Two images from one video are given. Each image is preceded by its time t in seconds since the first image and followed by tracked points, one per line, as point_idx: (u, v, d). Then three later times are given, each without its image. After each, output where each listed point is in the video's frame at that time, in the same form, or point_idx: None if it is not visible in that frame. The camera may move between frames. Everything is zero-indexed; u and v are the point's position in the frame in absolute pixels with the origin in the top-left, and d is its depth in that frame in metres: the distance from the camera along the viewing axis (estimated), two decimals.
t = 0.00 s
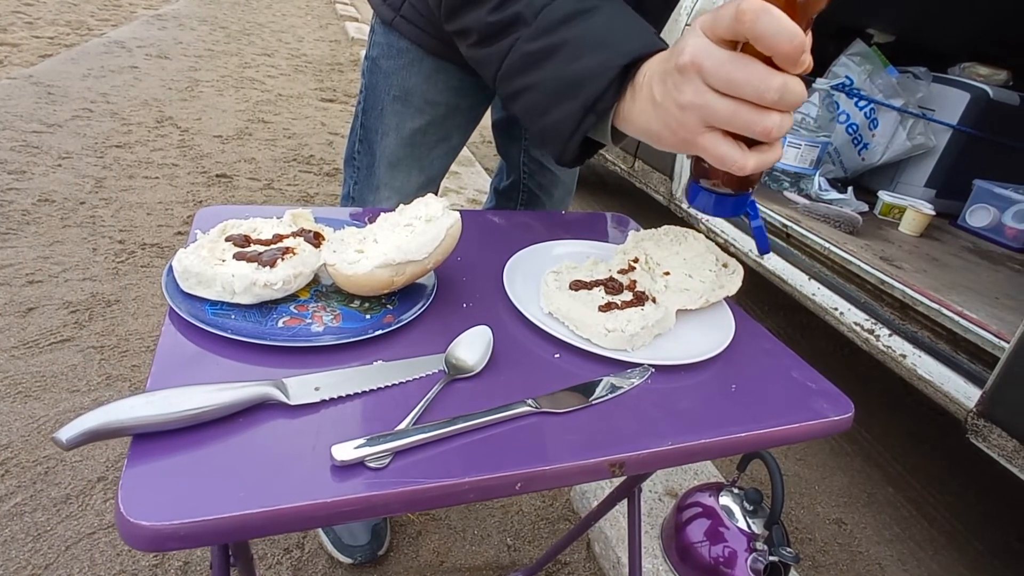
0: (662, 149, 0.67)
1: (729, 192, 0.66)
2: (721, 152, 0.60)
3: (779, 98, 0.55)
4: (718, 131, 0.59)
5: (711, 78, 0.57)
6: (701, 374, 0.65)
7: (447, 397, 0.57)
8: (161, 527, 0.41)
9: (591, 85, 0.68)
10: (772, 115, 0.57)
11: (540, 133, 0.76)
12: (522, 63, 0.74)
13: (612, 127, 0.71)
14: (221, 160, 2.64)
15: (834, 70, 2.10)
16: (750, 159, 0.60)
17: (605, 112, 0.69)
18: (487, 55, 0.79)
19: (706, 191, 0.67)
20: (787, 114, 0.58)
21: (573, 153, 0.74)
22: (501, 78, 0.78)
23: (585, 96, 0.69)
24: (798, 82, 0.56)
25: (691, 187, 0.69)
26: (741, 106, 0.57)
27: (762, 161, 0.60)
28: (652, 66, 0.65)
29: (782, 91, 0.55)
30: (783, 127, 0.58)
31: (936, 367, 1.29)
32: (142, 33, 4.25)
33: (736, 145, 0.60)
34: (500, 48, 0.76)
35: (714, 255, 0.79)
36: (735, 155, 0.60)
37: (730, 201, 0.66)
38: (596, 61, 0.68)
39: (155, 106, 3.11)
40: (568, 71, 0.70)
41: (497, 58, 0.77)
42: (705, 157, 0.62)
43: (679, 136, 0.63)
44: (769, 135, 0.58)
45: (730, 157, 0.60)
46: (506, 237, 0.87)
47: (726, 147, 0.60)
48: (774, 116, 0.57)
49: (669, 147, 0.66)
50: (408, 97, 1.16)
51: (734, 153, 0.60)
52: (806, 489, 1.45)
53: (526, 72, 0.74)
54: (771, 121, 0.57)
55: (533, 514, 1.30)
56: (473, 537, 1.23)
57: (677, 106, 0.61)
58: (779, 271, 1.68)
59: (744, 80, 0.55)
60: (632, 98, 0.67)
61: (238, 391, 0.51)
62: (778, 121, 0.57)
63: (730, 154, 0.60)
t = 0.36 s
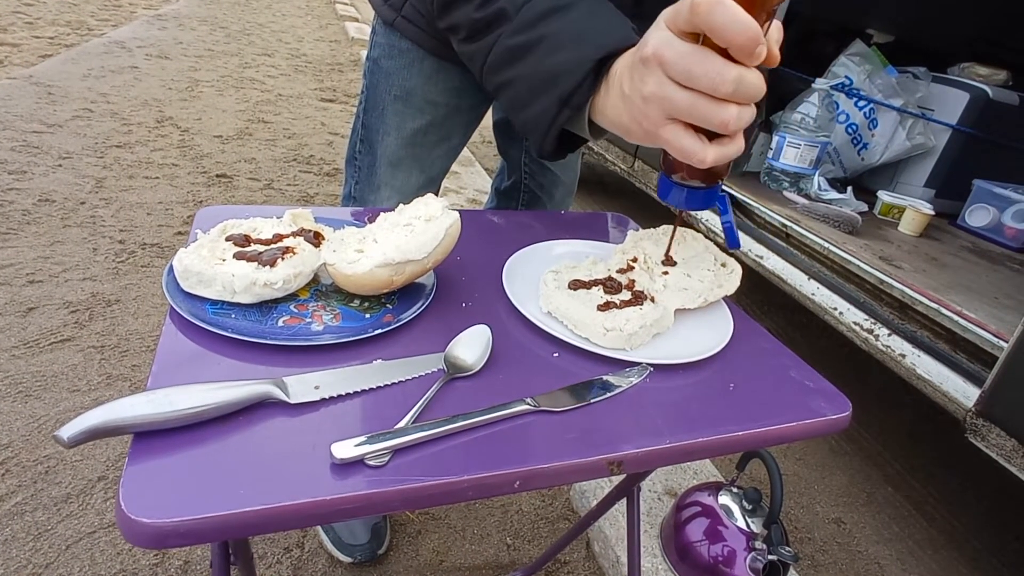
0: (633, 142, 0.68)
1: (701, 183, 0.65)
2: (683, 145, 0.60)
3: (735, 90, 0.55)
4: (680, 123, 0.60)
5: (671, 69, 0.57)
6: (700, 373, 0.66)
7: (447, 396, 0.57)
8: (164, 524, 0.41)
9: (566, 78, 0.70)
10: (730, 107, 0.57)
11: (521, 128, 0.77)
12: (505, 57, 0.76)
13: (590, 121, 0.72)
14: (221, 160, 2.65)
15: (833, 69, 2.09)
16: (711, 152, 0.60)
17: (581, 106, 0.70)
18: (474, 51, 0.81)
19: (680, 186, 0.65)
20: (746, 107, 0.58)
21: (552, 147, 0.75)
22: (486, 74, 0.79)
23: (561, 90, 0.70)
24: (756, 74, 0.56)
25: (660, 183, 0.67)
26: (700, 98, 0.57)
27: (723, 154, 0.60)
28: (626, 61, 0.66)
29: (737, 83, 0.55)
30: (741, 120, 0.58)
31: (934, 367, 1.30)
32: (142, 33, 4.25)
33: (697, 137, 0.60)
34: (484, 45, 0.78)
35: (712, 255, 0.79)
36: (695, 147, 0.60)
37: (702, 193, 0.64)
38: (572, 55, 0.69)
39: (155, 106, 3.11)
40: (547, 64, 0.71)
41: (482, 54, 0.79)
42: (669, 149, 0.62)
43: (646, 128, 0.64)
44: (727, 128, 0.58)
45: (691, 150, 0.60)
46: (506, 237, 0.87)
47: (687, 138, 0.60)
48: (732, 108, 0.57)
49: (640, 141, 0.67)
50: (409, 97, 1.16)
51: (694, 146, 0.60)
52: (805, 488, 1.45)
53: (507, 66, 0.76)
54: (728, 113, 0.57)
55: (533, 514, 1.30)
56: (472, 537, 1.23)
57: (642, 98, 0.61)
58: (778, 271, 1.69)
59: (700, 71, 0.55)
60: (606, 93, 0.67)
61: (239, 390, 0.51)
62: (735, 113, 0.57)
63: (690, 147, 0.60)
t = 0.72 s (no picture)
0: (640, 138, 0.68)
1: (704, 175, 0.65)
2: (688, 143, 0.61)
3: (736, 91, 0.56)
4: (684, 122, 0.61)
5: (676, 72, 0.58)
6: (699, 371, 0.66)
7: (448, 393, 0.58)
8: (167, 519, 0.42)
9: (578, 79, 0.70)
10: (731, 106, 0.58)
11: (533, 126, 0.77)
12: (516, 58, 0.76)
13: (601, 118, 0.72)
14: (221, 160, 2.65)
15: (832, 69, 2.10)
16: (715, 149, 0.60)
17: (593, 104, 0.70)
18: (485, 51, 0.80)
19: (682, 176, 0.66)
20: (748, 106, 0.59)
21: (564, 144, 0.75)
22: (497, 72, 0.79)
23: (573, 90, 0.71)
24: (757, 75, 0.56)
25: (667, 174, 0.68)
26: (704, 98, 0.58)
27: (727, 150, 0.61)
28: (631, 60, 0.66)
29: (738, 84, 0.56)
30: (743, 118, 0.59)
31: (933, 366, 1.30)
32: (142, 33, 4.25)
33: (701, 135, 0.61)
34: (497, 45, 0.78)
35: (711, 254, 0.79)
36: (699, 144, 0.61)
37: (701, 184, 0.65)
38: (583, 56, 0.69)
39: (155, 106, 3.12)
40: (558, 65, 0.71)
41: (494, 54, 0.79)
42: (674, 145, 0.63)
43: (651, 127, 0.64)
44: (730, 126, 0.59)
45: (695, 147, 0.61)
46: (506, 236, 0.88)
47: (692, 137, 0.61)
48: (733, 107, 0.58)
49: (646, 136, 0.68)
50: (412, 97, 1.17)
51: (699, 143, 0.61)
52: (804, 487, 1.45)
53: (518, 66, 0.76)
54: (730, 112, 0.58)
55: (533, 513, 1.31)
56: (473, 536, 1.24)
57: (648, 98, 0.62)
58: (778, 270, 1.68)
59: (704, 74, 0.56)
60: (614, 91, 0.68)
61: (242, 387, 0.51)
62: (738, 112, 0.58)
63: (695, 144, 0.61)
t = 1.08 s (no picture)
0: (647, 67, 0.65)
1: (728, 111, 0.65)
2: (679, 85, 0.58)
3: None
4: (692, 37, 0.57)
5: None
6: (700, 368, 0.66)
7: (450, 389, 0.58)
8: (172, 514, 0.42)
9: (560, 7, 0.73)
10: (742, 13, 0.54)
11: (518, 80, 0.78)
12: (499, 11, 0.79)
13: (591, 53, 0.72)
14: (222, 160, 2.65)
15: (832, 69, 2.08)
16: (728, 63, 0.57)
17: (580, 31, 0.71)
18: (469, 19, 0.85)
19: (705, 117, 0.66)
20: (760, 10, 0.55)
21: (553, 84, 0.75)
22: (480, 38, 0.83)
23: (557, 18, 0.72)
24: None
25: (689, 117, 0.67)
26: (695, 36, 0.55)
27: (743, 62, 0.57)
28: None
29: None
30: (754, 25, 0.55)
31: (932, 364, 1.30)
32: (142, 33, 4.25)
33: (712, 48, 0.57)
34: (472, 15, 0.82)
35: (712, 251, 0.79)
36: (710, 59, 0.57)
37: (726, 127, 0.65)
38: None
39: (156, 105, 3.12)
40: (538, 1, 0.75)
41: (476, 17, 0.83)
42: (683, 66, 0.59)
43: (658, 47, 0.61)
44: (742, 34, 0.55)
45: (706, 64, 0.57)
46: (507, 234, 0.88)
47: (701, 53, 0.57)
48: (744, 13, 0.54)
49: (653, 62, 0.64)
50: (414, 96, 1.17)
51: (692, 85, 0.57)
52: (805, 486, 1.45)
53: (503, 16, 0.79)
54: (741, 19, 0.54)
55: (534, 511, 1.31)
56: (474, 534, 1.24)
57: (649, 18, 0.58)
58: (778, 269, 1.68)
59: None
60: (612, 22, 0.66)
61: (245, 383, 0.51)
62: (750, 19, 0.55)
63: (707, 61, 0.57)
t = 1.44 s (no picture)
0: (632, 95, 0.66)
1: (705, 135, 0.66)
2: (689, 88, 0.58)
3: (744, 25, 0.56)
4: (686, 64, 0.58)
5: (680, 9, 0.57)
6: (701, 366, 0.66)
7: (452, 386, 0.58)
8: (173, 509, 0.42)
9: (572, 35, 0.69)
10: (737, 46, 0.57)
11: (516, 90, 0.77)
12: (500, 19, 0.75)
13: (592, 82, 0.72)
14: (222, 159, 2.65)
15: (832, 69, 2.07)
16: (716, 94, 0.59)
17: (586, 63, 0.70)
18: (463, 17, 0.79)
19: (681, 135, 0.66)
20: (752, 49, 0.58)
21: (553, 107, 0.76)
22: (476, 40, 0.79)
23: (567, 47, 0.70)
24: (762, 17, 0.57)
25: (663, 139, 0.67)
26: (709, 39, 0.57)
27: (729, 95, 0.59)
28: (625, 15, 0.65)
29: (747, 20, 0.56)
30: (746, 59, 0.58)
31: (932, 363, 1.30)
32: (142, 33, 4.26)
33: (703, 79, 0.59)
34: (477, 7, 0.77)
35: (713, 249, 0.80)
36: (702, 87, 0.58)
37: (703, 148, 0.65)
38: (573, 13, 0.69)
39: (156, 105, 3.12)
40: (548, 22, 0.71)
41: (474, 17, 0.78)
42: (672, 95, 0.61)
43: (647, 77, 0.62)
44: (735, 65, 0.58)
45: (696, 92, 0.59)
46: (508, 233, 0.88)
47: (693, 80, 0.58)
48: (739, 47, 0.57)
49: (639, 91, 0.66)
50: (411, 95, 1.17)
51: (703, 88, 0.58)
52: (804, 485, 1.45)
53: (502, 28, 0.75)
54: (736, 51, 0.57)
55: (534, 510, 1.31)
56: (473, 533, 1.24)
57: (645, 45, 0.60)
58: (778, 269, 1.68)
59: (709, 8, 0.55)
60: (608, 47, 0.67)
61: (246, 380, 0.51)
62: (742, 53, 0.58)
63: (698, 88, 0.58)
